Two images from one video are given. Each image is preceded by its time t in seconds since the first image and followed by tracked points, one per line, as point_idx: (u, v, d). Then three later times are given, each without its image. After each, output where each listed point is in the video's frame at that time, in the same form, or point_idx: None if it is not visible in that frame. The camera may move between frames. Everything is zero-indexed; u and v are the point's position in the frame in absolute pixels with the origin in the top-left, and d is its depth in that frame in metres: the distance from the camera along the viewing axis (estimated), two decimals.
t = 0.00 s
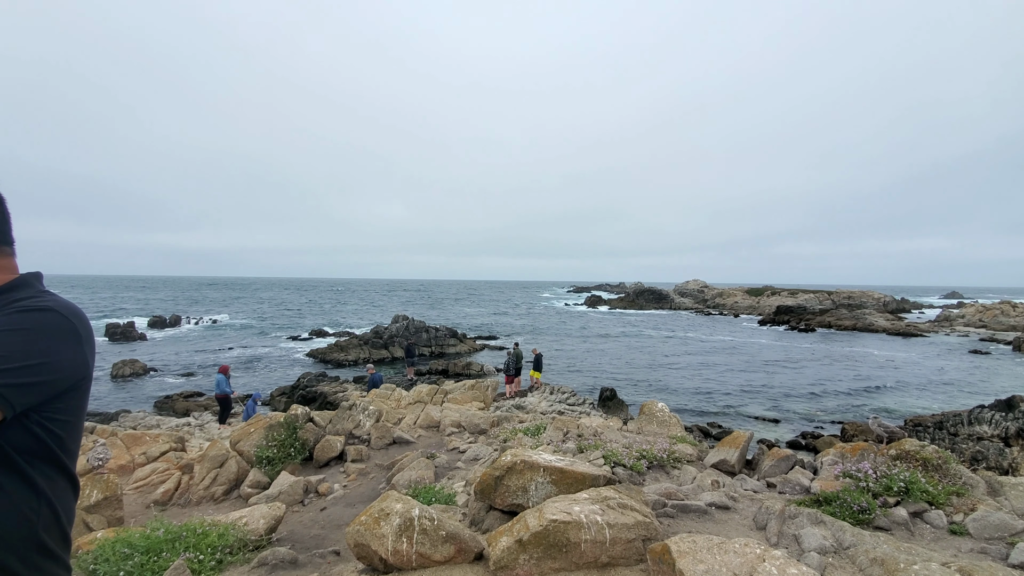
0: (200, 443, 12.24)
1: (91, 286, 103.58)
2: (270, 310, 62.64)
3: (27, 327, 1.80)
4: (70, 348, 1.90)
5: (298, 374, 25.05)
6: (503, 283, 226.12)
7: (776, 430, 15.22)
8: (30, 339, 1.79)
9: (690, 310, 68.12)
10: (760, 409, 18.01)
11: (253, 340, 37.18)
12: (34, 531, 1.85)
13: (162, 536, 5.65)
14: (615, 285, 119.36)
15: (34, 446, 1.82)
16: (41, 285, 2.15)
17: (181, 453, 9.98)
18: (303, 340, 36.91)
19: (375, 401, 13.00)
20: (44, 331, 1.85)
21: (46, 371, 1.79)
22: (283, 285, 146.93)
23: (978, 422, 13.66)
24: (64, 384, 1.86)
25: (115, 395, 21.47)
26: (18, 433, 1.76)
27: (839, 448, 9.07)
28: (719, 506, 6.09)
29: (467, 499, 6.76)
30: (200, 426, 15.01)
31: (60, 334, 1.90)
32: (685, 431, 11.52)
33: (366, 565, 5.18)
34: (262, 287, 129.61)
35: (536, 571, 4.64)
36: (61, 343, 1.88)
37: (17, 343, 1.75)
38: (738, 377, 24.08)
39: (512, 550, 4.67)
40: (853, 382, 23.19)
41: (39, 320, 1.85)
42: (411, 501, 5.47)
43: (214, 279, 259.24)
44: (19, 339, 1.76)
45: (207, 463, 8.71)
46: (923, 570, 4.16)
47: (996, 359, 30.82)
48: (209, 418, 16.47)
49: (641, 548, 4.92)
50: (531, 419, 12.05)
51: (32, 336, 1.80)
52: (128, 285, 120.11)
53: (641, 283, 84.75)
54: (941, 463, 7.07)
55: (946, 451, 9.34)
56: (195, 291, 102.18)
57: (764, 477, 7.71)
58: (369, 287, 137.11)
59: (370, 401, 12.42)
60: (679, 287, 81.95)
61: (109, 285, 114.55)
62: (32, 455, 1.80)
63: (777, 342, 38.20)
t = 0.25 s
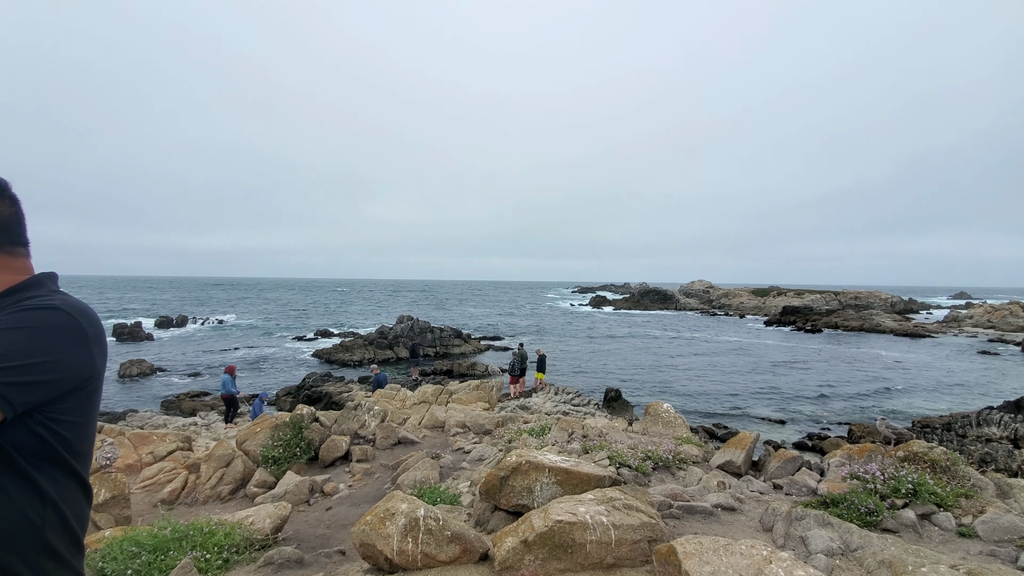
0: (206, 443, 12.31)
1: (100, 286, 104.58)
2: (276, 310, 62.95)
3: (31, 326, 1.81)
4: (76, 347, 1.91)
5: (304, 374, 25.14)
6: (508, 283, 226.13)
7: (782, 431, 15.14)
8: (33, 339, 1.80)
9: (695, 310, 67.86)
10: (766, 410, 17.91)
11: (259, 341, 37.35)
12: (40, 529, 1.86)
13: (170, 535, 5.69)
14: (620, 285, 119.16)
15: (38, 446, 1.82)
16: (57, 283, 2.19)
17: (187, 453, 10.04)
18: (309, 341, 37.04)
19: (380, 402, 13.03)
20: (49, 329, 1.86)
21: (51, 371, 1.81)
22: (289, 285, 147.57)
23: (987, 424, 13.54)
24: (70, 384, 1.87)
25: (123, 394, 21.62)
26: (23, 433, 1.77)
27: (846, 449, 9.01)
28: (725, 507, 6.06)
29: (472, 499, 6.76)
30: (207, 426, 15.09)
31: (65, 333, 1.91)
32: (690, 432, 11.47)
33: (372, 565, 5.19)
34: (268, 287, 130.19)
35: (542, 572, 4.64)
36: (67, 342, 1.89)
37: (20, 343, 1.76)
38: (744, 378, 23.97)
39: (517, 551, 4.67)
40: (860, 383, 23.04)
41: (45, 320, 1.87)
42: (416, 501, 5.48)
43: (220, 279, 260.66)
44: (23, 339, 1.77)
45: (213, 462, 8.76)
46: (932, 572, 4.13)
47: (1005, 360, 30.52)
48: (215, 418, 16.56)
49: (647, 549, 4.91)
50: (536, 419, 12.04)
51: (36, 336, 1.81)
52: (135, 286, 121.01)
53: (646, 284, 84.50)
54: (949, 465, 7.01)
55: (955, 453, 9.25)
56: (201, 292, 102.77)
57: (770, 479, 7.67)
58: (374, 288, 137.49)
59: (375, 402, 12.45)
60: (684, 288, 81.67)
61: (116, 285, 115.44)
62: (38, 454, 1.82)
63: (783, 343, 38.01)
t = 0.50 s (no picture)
0: (213, 443, 12.38)
1: (108, 286, 105.34)
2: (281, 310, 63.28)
3: (44, 323, 1.84)
4: (87, 345, 1.92)
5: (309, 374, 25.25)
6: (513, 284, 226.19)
7: (788, 433, 15.05)
8: (44, 336, 1.82)
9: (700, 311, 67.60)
10: (772, 411, 17.82)
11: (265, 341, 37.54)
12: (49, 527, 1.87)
13: (177, 533, 5.73)
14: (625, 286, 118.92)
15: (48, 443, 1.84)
16: (77, 281, 2.22)
17: (194, 452, 10.11)
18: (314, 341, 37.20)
19: (385, 402, 13.07)
20: (59, 326, 1.87)
21: (61, 368, 1.83)
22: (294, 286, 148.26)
23: (996, 426, 13.42)
24: (80, 381, 1.88)
25: (130, 394, 21.78)
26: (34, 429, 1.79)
27: (853, 451, 8.95)
28: (731, 509, 6.04)
29: (477, 499, 6.77)
30: (214, 426, 15.19)
31: (77, 331, 1.92)
32: (696, 433, 11.42)
33: (378, 564, 5.20)
34: (274, 288, 130.92)
35: (547, 573, 4.63)
36: (76, 339, 1.90)
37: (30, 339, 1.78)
38: (749, 379, 23.84)
39: (522, 552, 4.68)
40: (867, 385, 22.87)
41: (55, 316, 1.88)
42: (422, 501, 5.50)
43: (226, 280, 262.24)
44: (34, 335, 1.79)
45: (220, 462, 8.82)
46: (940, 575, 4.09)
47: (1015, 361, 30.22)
48: (222, 418, 16.64)
49: (652, 550, 4.89)
50: (541, 419, 12.05)
51: (45, 334, 1.82)
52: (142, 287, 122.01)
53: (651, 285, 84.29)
54: (958, 467, 6.94)
55: (964, 455, 9.19)
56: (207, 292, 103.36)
57: (777, 480, 7.63)
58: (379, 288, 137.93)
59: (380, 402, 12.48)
60: (689, 288, 81.37)
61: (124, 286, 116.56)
62: (47, 452, 1.83)
63: (789, 344, 37.81)
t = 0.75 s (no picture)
0: (219, 442, 12.46)
1: (116, 287, 106.09)
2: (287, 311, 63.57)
3: (57, 324, 1.86)
4: (99, 345, 1.93)
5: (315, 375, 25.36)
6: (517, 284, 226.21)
7: (794, 434, 14.96)
8: (57, 337, 1.83)
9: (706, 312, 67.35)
10: (778, 412, 17.72)
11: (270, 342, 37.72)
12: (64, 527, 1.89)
13: (183, 533, 5.76)
14: (630, 287, 118.64)
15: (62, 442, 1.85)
16: (94, 282, 2.25)
17: (200, 451, 10.18)
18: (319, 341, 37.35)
19: (390, 402, 13.11)
20: (71, 327, 1.89)
21: (73, 369, 1.84)
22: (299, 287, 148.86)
23: (1005, 428, 13.29)
24: (92, 383, 1.89)
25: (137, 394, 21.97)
26: (47, 429, 1.81)
27: (861, 452, 8.88)
28: (737, 510, 6.01)
29: (482, 500, 6.77)
30: (220, 426, 15.28)
31: (89, 331, 1.93)
32: (701, 434, 11.37)
33: (383, 564, 5.22)
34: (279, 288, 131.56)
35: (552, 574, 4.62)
36: (89, 339, 1.91)
37: (42, 340, 1.80)
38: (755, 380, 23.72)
39: (527, 552, 4.67)
40: (874, 386, 22.70)
41: (70, 317, 1.90)
42: (427, 502, 5.50)
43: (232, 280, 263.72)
44: (46, 336, 1.81)
45: (227, 462, 8.87)
46: None
47: None
48: (228, 418, 16.73)
49: (657, 551, 4.88)
50: (546, 420, 12.04)
51: (58, 335, 1.83)
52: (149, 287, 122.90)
53: (656, 286, 84.04)
54: (966, 469, 6.88)
55: (973, 457, 9.10)
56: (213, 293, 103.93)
57: (784, 482, 7.58)
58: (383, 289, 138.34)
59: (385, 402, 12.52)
60: (694, 288, 81.09)
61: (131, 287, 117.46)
62: (62, 452, 1.85)
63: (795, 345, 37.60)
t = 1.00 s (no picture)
0: (223, 442, 12.51)
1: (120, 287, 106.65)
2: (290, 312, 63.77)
3: (68, 323, 1.87)
4: (110, 345, 1.94)
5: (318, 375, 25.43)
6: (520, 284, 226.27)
7: (799, 435, 14.90)
8: (68, 337, 1.84)
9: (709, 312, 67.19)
10: (782, 413, 17.66)
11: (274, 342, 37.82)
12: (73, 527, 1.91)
13: (188, 532, 5.79)
14: (633, 288, 118.49)
15: (72, 443, 1.86)
16: (106, 281, 2.26)
17: (204, 451, 10.23)
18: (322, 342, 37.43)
19: (393, 402, 13.13)
20: (81, 327, 1.89)
21: (85, 369, 1.86)
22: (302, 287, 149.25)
23: (1011, 429, 13.20)
24: (103, 382, 1.91)
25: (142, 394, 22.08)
26: (58, 428, 1.82)
27: (865, 453, 8.84)
28: (741, 511, 6.00)
29: (485, 500, 6.77)
30: (223, 426, 15.34)
31: (99, 330, 1.93)
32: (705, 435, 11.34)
33: (386, 564, 5.23)
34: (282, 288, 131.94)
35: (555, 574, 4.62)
36: (99, 338, 1.92)
37: (52, 340, 1.81)
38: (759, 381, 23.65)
39: (531, 553, 4.67)
40: (879, 387, 22.59)
41: (80, 317, 1.91)
42: (430, 502, 5.50)
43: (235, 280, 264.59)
44: (57, 335, 1.82)
45: (231, 461, 8.90)
46: None
47: None
48: (232, 418, 16.77)
49: (661, 552, 4.88)
50: (548, 421, 12.04)
51: (68, 335, 1.84)
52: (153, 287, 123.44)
53: (659, 286, 83.92)
54: (971, 470, 6.85)
55: (978, 458, 9.06)
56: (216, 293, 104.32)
57: (788, 483, 7.56)
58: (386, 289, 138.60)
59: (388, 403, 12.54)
60: (698, 289, 80.96)
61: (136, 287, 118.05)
62: (73, 453, 1.87)
63: (799, 346, 37.46)
